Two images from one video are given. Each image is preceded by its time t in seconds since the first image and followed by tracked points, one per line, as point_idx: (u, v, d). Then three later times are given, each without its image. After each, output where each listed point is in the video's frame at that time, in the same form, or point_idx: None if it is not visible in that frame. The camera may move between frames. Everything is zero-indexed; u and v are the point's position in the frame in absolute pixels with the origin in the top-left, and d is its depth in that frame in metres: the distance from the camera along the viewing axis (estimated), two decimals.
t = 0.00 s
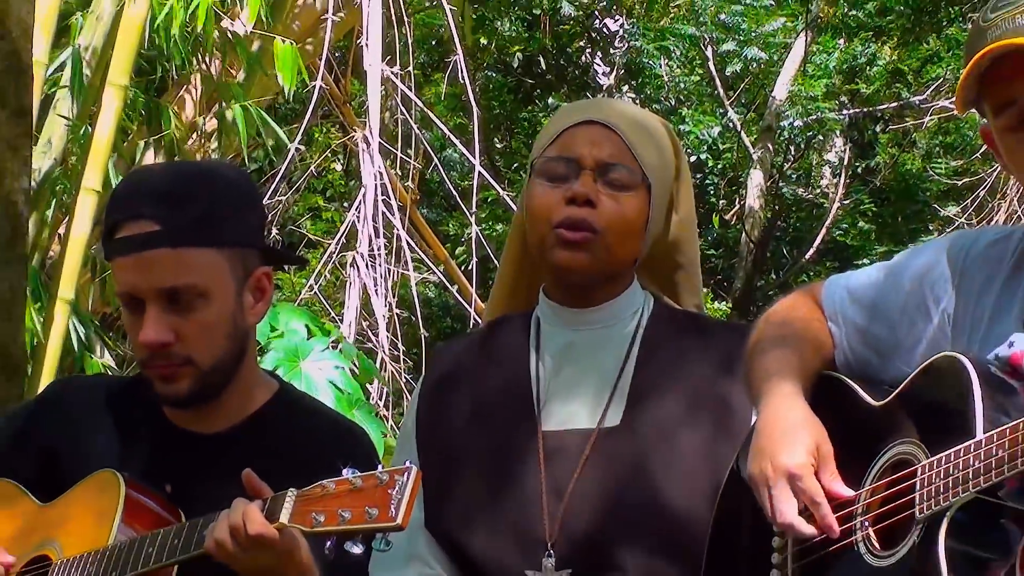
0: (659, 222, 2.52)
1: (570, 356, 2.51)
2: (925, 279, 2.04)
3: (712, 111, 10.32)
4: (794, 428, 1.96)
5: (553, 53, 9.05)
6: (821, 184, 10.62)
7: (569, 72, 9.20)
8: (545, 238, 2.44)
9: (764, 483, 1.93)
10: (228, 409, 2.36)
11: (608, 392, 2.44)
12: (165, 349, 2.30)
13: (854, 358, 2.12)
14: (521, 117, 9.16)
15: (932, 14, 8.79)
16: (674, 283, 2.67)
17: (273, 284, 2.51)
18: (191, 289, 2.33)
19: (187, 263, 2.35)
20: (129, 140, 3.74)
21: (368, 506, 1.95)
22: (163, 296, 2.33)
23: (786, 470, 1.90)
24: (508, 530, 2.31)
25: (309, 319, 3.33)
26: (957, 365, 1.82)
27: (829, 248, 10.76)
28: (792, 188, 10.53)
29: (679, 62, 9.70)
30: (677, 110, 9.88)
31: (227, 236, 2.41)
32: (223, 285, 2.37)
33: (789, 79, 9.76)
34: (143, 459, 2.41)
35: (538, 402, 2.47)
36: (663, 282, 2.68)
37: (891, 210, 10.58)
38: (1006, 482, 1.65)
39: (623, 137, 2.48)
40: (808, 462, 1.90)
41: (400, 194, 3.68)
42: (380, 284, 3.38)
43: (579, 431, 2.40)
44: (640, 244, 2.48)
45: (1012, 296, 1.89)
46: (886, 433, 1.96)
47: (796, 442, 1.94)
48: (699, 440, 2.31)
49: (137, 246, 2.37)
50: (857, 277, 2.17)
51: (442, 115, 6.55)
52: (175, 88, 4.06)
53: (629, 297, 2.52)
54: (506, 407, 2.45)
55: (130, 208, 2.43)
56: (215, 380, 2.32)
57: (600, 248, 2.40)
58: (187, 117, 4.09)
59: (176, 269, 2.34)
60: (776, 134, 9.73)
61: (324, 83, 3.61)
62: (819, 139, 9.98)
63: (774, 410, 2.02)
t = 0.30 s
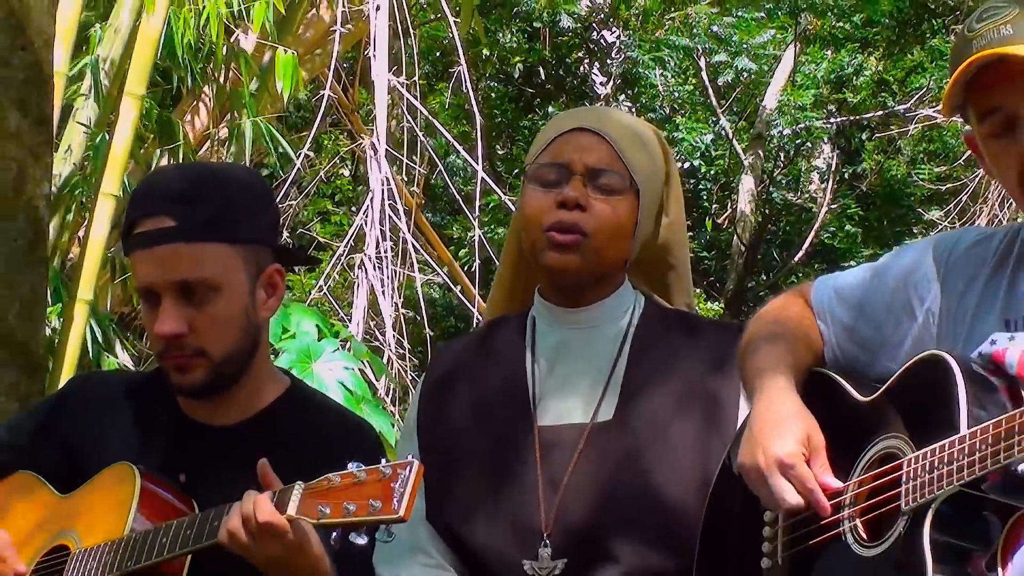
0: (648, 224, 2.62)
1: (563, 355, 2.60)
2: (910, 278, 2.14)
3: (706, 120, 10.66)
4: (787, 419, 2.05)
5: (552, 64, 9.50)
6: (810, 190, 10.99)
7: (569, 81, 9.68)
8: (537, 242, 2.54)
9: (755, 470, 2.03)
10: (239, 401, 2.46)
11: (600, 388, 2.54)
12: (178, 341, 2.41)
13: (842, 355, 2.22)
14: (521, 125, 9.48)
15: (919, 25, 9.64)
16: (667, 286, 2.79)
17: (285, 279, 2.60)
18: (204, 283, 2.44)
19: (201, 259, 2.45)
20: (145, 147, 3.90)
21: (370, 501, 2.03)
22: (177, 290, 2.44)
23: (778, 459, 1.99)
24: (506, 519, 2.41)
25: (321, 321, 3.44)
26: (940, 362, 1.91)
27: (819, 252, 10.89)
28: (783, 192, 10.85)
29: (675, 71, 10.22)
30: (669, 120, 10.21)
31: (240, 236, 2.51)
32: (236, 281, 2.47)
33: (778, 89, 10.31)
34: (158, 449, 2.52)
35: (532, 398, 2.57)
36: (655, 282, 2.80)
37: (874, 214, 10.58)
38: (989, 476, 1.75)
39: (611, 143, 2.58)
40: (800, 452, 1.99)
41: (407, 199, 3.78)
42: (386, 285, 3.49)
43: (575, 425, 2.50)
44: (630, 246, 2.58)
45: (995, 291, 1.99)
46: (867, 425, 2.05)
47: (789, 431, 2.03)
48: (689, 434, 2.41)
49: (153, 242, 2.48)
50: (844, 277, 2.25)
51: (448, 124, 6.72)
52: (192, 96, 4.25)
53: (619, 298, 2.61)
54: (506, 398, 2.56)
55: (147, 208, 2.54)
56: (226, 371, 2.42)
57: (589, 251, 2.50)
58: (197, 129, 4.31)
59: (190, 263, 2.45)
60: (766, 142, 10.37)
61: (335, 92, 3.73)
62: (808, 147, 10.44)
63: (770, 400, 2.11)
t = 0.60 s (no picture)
0: (637, 226, 2.71)
1: (557, 354, 2.68)
2: (894, 282, 2.22)
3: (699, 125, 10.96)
4: (772, 417, 2.14)
5: (552, 73, 9.81)
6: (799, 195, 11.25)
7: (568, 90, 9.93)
8: (530, 246, 2.64)
9: (741, 462, 2.13)
10: (248, 397, 2.55)
11: (594, 384, 2.63)
12: (188, 343, 2.51)
13: (831, 355, 2.31)
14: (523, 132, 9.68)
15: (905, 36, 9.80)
16: (660, 285, 2.89)
17: (291, 280, 2.69)
18: (212, 287, 2.54)
19: (209, 263, 2.55)
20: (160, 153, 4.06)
21: (381, 488, 2.13)
22: (185, 294, 2.54)
23: (760, 454, 2.08)
24: (505, 512, 2.50)
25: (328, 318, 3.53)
26: (927, 363, 2.00)
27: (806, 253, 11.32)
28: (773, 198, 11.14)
29: (668, 79, 10.56)
30: (664, 125, 10.58)
31: (246, 240, 2.61)
32: (243, 284, 2.57)
33: (769, 98, 10.64)
34: (172, 445, 2.61)
35: (529, 395, 2.65)
36: (648, 281, 2.89)
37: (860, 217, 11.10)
38: (971, 470, 1.85)
39: (599, 149, 2.67)
40: (782, 450, 2.08)
41: (411, 201, 3.88)
42: (392, 285, 3.58)
43: (572, 421, 2.59)
44: (620, 248, 2.67)
45: (977, 294, 2.07)
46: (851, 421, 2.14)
47: (773, 429, 2.11)
48: (681, 428, 2.50)
49: (161, 248, 2.58)
50: (833, 279, 2.35)
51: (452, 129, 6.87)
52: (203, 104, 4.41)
53: (611, 298, 2.70)
54: (504, 394, 2.65)
55: (156, 214, 2.63)
56: (235, 371, 2.52)
57: (580, 254, 2.60)
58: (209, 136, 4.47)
59: (197, 268, 2.55)
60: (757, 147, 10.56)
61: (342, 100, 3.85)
62: (798, 152, 10.81)
63: (758, 396, 2.20)
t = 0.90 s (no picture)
0: (638, 230, 2.81)
1: (561, 352, 2.78)
2: (880, 283, 2.31)
3: (692, 132, 11.20)
4: (763, 409, 2.25)
5: (552, 81, 10.00)
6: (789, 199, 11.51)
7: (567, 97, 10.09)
8: (534, 248, 2.73)
9: (733, 454, 2.24)
10: (261, 395, 2.66)
11: (595, 382, 2.73)
12: (203, 345, 2.61)
13: (819, 354, 2.40)
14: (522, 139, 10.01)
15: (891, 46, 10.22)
16: (660, 286, 2.99)
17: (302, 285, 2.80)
18: (226, 292, 2.64)
19: (223, 269, 2.65)
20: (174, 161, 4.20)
21: (386, 484, 2.23)
22: (200, 299, 2.64)
23: (752, 444, 2.20)
24: (508, 506, 2.60)
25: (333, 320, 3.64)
26: (911, 359, 2.08)
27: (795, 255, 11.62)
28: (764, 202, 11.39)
29: (664, 89, 10.74)
30: (660, 133, 10.86)
31: (257, 246, 2.71)
32: (255, 289, 2.67)
33: (760, 105, 10.73)
34: (188, 442, 2.72)
35: (534, 392, 2.76)
36: (649, 283, 2.99)
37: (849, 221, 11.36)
38: (955, 464, 1.95)
39: (600, 155, 2.77)
40: (774, 438, 2.19)
41: (416, 206, 3.99)
42: (398, 287, 3.68)
43: (573, 418, 2.69)
44: (620, 250, 2.76)
45: (959, 297, 2.17)
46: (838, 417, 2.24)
47: (764, 420, 2.23)
48: (677, 425, 2.60)
49: (177, 255, 2.68)
50: (820, 281, 2.44)
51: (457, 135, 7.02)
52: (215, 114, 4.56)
53: (613, 299, 2.80)
54: (507, 393, 2.75)
55: (172, 221, 2.74)
56: (249, 373, 2.62)
57: (581, 255, 2.69)
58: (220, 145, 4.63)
59: (212, 274, 2.65)
60: (749, 152, 10.75)
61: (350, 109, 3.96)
62: (787, 157, 11.12)
63: (749, 393, 2.31)
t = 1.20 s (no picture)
0: (645, 230, 2.91)
1: (569, 347, 2.87)
2: (869, 280, 2.41)
3: (687, 136, 11.33)
4: (756, 401, 2.34)
5: (553, 86, 10.17)
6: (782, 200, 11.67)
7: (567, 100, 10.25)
8: (544, 246, 2.83)
9: (729, 446, 2.32)
10: (275, 389, 2.76)
11: (601, 377, 2.82)
12: (216, 341, 2.71)
13: (812, 348, 2.50)
14: (525, 142, 10.31)
15: (881, 53, 10.44)
16: (666, 285, 3.09)
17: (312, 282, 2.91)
18: (240, 289, 2.74)
19: (236, 268, 2.76)
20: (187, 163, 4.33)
21: (393, 472, 2.33)
22: (214, 296, 2.74)
23: (747, 436, 2.28)
24: (513, 495, 2.70)
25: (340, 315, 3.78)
26: (898, 354, 2.17)
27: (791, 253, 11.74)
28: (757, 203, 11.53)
29: (663, 94, 10.72)
30: (658, 135, 11.01)
31: (269, 245, 2.81)
32: (267, 287, 2.77)
33: (756, 108, 10.85)
34: (204, 434, 2.82)
35: (542, 385, 2.85)
36: (655, 281, 3.09)
37: (840, 222, 11.50)
38: (944, 456, 2.05)
39: (609, 158, 2.87)
40: (768, 429, 2.28)
41: (422, 206, 4.09)
42: (404, 284, 3.78)
43: (576, 411, 2.78)
44: (627, 250, 2.86)
45: (946, 295, 2.27)
46: (829, 410, 2.33)
47: (757, 411, 2.31)
48: (677, 417, 2.70)
49: (192, 254, 2.78)
50: (815, 278, 2.53)
51: (460, 137, 7.14)
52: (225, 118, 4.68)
53: (619, 297, 2.89)
54: (513, 388, 2.85)
55: (188, 222, 2.84)
56: (262, 368, 2.72)
57: (588, 254, 2.79)
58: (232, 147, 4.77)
59: (225, 273, 2.75)
60: (744, 155, 10.92)
61: (358, 112, 4.08)
62: (782, 159, 11.21)
63: (742, 386, 2.39)
